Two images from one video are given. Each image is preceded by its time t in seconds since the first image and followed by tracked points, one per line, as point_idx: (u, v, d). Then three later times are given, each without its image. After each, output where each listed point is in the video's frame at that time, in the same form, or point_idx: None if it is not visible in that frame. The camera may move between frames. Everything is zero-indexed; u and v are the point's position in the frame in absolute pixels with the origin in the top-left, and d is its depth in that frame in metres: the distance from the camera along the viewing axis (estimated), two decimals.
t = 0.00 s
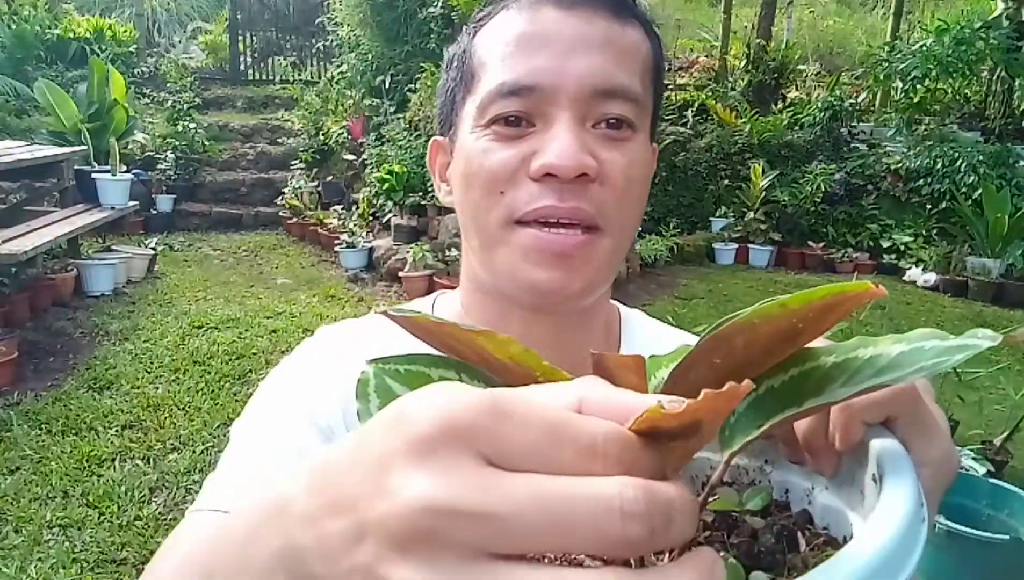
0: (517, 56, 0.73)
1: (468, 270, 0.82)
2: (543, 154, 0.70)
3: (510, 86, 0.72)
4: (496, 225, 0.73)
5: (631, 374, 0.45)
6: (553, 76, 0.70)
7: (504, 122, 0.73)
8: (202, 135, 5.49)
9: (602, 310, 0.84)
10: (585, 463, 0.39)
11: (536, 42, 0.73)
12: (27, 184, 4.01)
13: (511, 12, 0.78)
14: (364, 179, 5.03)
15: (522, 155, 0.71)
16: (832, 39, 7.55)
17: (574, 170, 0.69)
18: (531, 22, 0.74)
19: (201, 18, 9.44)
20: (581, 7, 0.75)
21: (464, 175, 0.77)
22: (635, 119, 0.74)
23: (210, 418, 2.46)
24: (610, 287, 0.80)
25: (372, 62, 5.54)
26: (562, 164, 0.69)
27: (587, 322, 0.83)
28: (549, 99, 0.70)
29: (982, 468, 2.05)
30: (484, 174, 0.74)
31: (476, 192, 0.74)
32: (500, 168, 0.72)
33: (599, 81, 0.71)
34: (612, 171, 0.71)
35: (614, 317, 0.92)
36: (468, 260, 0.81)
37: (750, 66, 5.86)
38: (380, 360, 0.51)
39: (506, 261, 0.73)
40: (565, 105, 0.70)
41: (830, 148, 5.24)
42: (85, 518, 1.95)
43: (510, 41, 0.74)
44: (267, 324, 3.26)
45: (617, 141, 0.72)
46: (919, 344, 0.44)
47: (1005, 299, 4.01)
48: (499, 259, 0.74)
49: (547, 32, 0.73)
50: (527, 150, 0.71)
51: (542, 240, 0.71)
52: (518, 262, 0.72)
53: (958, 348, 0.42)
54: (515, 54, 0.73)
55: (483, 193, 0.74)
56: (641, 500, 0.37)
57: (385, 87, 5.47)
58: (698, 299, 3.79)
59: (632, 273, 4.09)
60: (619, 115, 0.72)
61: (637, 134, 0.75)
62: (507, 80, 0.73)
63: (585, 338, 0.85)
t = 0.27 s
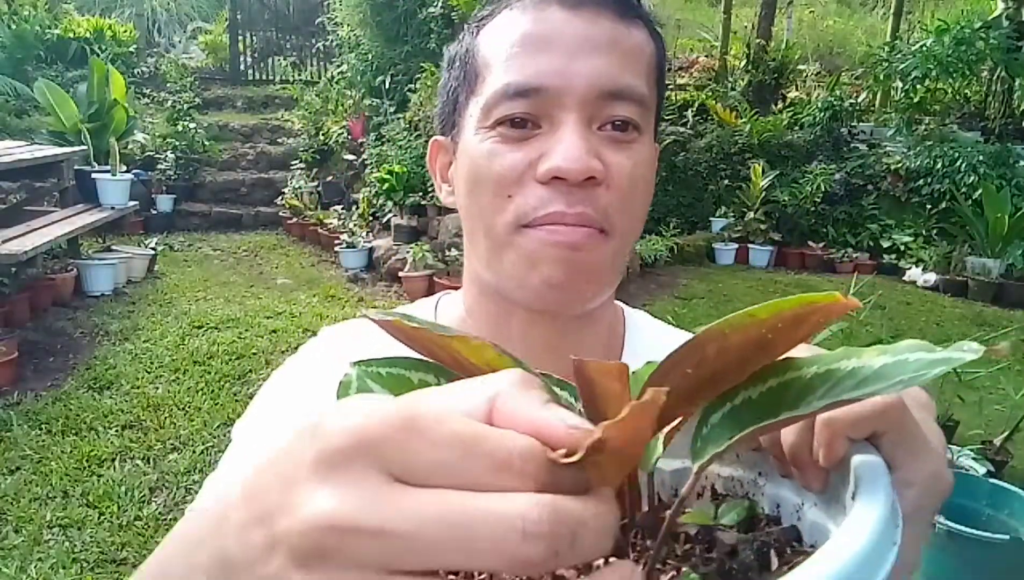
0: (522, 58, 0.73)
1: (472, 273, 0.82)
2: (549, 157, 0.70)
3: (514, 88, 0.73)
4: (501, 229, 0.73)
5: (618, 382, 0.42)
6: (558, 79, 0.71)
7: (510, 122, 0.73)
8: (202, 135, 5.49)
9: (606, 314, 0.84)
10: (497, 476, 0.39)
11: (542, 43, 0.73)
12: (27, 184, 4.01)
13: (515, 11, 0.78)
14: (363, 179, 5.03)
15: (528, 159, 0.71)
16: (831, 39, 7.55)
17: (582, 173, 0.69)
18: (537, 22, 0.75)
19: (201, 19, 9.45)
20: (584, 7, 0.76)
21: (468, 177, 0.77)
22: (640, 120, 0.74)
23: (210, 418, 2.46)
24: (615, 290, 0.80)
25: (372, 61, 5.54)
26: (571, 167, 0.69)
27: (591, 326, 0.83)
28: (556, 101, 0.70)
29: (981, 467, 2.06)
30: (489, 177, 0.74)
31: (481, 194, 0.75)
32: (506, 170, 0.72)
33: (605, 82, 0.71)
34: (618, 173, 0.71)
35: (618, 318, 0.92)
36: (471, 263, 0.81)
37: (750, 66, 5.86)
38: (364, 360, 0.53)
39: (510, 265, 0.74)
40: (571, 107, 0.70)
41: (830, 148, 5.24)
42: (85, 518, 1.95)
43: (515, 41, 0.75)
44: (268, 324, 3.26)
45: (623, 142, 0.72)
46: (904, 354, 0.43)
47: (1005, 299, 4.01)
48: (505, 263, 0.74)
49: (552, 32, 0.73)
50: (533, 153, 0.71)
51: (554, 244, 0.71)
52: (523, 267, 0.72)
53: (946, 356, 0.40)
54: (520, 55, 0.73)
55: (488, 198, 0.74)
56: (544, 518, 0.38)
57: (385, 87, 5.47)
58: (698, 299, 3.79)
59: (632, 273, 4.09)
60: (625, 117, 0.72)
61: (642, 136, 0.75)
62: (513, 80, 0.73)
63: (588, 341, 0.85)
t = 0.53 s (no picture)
0: (535, 58, 0.74)
1: (480, 273, 0.83)
2: (558, 158, 0.70)
3: (525, 87, 0.73)
4: (508, 228, 0.74)
5: (557, 401, 0.47)
6: (570, 79, 0.71)
7: (520, 123, 0.73)
8: (202, 135, 5.49)
9: (613, 317, 0.85)
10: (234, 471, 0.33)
11: (556, 43, 0.73)
12: (28, 184, 4.01)
13: (531, 12, 0.79)
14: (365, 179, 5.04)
15: (537, 158, 0.71)
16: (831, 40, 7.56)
17: (590, 175, 0.69)
18: (552, 22, 0.75)
19: (201, 19, 9.46)
20: (601, 7, 0.76)
21: (477, 176, 0.77)
22: (653, 124, 0.74)
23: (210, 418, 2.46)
24: (622, 294, 0.80)
25: (372, 62, 5.55)
26: (579, 169, 0.69)
27: (597, 330, 0.83)
28: (567, 102, 0.71)
29: (981, 467, 2.07)
30: (497, 176, 0.74)
31: (490, 193, 0.75)
32: (515, 169, 0.72)
33: (618, 84, 0.71)
34: (628, 177, 0.71)
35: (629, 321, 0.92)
36: (479, 262, 0.81)
37: (750, 66, 5.86)
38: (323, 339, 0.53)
39: (516, 265, 0.74)
40: (582, 109, 0.70)
41: (830, 148, 5.24)
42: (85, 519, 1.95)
43: (529, 41, 0.75)
44: (268, 324, 3.26)
45: (634, 146, 0.72)
46: (824, 436, 0.43)
47: (1005, 299, 4.01)
48: (511, 263, 0.75)
49: (567, 33, 0.74)
50: (542, 153, 0.71)
51: (561, 248, 0.71)
52: (529, 267, 0.73)
53: (853, 449, 0.41)
54: (533, 55, 0.74)
55: (494, 196, 0.74)
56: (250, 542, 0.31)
57: (385, 87, 5.48)
58: (697, 299, 3.80)
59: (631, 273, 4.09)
60: (637, 121, 0.72)
61: (654, 140, 0.74)
62: (524, 80, 0.73)
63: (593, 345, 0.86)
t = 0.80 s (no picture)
0: (535, 58, 0.75)
1: (476, 277, 0.83)
2: (555, 160, 0.71)
3: (526, 86, 0.74)
4: (505, 232, 0.73)
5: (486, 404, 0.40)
6: (571, 81, 0.72)
7: (519, 123, 0.74)
8: (203, 135, 5.49)
9: (612, 322, 0.84)
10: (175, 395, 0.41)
11: (559, 42, 0.75)
12: (28, 184, 4.01)
13: (533, 11, 0.79)
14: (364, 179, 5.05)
15: (536, 159, 0.72)
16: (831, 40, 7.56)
17: (587, 178, 0.70)
18: (554, 21, 0.76)
19: (201, 19, 9.46)
20: (605, 5, 0.77)
21: (475, 178, 0.78)
22: (654, 127, 0.75)
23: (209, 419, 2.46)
24: (618, 298, 0.79)
25: (372, 62, 5.55)
26: (575, 170, 0.69)
27: (594, 332, 0.83)
28: (567, 102, 0.72)
29: (981, 468, 2.07)
30: (495, 179, 0.74)
31: (487, 195, 0.75)
32: (513, 171, 0.73)
33: (618, 85, 0.73)
34: (624, 180, 0.72)
35: (631, 326, 0.90)
36: (477, 267, 0.82)
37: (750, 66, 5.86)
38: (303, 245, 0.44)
39: (511, 270, 0.74)
40: (581, 109, 0.72)
41: (830, 148, 5.24)
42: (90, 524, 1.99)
43: (532, 40, 0.76)
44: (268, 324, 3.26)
45: (633, 148, 0.73)
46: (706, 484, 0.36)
47: (1005, 299, 4.01)
48: (506, 268, 0.74)
49: (570, 32, 0.75)
50: (540, 154, 0.72)
51: (554, 248, 0.70)
52: (524, 272, 0.72)
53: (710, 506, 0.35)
54: (535, 55, 0.75)
55: (492, 198, 0.75)
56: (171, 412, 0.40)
57: (385, 87, 5.49)
58: (697, 299, 3.80)
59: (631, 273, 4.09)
60: (637, 123, 0.74)
61: (655, 143, 0.76)
62: (525, 80, 0.74)
63: (595, 348, 0.85)
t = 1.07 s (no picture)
0: (553, 53, 0.75)
1: (489, 276, 0.83)
2: (572, 153, 0.71)
3: (544, 81, 0.74)
4: (521, 227, 0.73)
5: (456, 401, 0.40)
6: (588, 74, 0.72)
7: (536, 116, 0.75)
8: (202, 136, 5.49)
9: (623, 323, 0.83)
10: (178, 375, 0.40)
11: (576, 37, 0.75)
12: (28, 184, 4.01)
13: (551, 8, 0.80)
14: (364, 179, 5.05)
15: (552, 152, 0.72)
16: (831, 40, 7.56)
17: (604, 170, 0.69)
18: (572, 18, 0.77)
19: (201, 18, 9.46)
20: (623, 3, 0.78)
21: (491, 173, 0.78)
22: (672, 123, 0.75)
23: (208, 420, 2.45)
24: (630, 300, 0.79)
25: (372, 62, 5.56)
26: (592, 162, 0.69)
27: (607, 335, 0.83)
28: (585, 95, 0.72)
29: (981, 468, 2.07)
30: (512, 174, 0.75)
31: (502, 189, 0.76)
32: (529, 165, 0.73)
33: (637, 80, 0.73)
34: (641, 176, 0.71)
35: (643, 332, 0.89)
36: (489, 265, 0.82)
37: (750, 66, 5.86)
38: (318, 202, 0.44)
39: (525, 265, 0.73)
40: (599, 103, 0.72)
41: (830, 148, 5.24)
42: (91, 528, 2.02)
43: (549, 36, 0.77)
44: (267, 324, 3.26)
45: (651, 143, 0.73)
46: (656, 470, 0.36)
47: (1005, 299, 4.01)
48: (521, 263, 0.74)
49: (588, 28, 0.75)
50: (557, 148, 0.72)
51: (571, 236, 0.70)
52: (539, 267, 0.72)
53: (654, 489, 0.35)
54: (553, 49, 0.75)
55: (508, 192, 0.75)
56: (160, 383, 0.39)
57: (385, 87, 5.49)
58: (697, 299, 3.80)
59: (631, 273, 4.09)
60: (655, 117, 0.74)
61: (673, 139, 0.76)
62: (542, 74, 0.75)
63: (607, 348, 0.85)
